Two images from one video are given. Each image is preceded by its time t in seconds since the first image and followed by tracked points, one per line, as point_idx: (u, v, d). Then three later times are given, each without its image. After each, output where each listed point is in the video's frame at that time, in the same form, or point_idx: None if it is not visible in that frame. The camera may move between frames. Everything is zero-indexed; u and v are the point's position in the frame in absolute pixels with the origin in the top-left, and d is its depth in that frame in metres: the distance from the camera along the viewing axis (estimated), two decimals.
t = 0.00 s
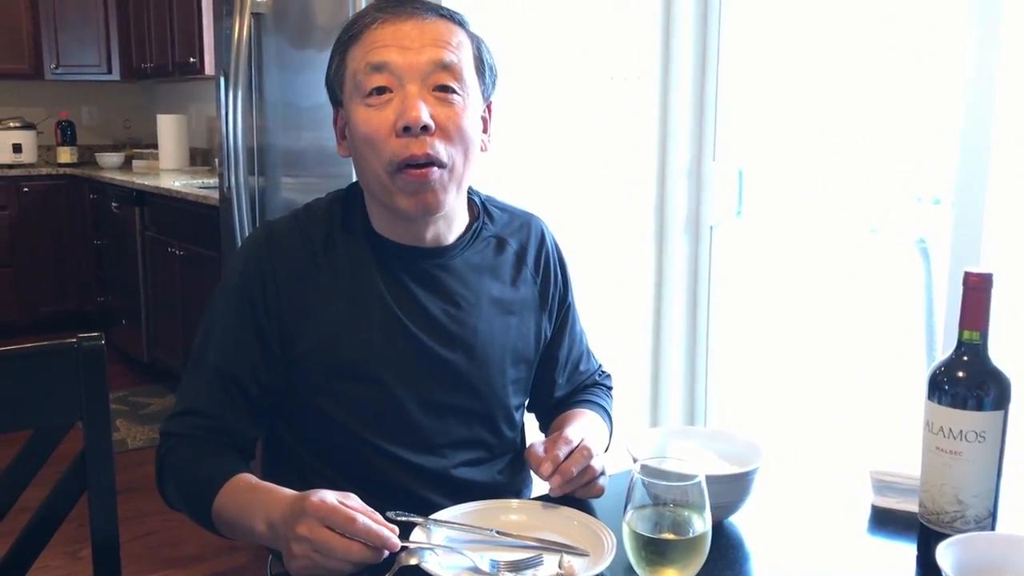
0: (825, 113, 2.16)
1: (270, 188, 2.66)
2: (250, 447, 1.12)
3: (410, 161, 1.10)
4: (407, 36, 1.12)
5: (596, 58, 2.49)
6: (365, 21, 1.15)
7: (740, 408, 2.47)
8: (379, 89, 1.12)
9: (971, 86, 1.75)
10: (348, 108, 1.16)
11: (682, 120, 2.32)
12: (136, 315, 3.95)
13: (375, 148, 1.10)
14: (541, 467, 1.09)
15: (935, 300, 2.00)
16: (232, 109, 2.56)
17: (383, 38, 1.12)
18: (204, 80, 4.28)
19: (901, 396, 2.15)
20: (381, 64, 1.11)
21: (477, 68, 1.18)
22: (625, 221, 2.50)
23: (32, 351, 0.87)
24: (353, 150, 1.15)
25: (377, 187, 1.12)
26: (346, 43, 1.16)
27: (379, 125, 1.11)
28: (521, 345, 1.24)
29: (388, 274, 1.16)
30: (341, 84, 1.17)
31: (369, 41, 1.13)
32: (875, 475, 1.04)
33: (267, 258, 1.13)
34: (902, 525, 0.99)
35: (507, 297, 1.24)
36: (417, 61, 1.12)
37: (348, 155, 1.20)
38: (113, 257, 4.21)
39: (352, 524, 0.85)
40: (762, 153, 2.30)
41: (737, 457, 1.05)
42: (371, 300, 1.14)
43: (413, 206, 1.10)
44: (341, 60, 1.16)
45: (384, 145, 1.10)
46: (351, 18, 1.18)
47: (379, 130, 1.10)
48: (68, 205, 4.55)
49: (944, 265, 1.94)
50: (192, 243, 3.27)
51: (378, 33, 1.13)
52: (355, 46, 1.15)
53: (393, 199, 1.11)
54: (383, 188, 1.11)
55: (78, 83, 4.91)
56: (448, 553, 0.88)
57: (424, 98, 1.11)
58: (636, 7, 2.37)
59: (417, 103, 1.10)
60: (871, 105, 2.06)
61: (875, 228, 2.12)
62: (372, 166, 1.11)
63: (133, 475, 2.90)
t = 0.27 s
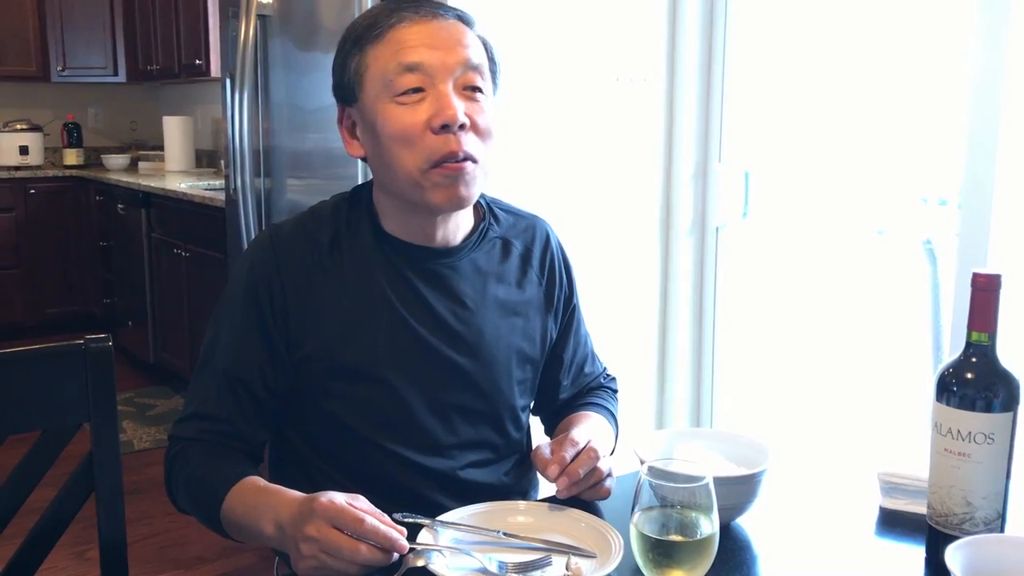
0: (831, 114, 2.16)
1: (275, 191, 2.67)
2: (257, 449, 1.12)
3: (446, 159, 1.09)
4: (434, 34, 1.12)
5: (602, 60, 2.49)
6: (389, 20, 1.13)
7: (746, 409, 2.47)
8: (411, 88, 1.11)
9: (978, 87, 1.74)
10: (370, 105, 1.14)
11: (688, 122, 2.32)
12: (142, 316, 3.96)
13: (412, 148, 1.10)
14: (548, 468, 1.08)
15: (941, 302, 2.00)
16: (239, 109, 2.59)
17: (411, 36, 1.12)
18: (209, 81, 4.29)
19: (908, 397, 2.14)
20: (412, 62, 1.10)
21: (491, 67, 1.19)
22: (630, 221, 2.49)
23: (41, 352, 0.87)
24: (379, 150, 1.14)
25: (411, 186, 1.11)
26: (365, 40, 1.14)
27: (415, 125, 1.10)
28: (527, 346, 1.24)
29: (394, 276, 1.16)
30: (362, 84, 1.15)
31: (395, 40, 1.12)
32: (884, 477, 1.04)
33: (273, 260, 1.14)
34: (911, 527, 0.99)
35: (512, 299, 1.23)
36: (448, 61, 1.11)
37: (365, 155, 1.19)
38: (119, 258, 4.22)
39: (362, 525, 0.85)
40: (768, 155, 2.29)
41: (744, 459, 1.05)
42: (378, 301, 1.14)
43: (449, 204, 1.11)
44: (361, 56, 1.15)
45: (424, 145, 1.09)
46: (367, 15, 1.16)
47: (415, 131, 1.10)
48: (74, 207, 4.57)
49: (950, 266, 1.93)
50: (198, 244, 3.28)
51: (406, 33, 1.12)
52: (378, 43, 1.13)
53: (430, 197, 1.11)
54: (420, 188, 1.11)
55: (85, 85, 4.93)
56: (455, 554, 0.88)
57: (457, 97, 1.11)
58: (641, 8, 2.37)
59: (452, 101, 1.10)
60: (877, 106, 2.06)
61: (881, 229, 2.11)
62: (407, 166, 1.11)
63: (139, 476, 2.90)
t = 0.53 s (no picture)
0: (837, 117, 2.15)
1: (280, 194, 2.67)
2: (260, 452, 1.11)
3: (470, 164, 1.10)
4: (456, 38, 1.12)
5: (607, 62, 2.49)
6: (410, 22, 1.12)
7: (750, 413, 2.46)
8: (435, 92, 1.10)
9: (985, 90, 1.74)
10: (388, 106, 1.13)
11: (693, 125, 2.32)
12: (146, 319, 3.96)
13: (437, 152, 1.10)
14: (552, 473, 1.08)
15: (947, 306, 1.99)
16: (243, 114, 2.58)
17: (433, 39, 1.11)
18: (214, 85, 4.29)
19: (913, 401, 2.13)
20: (436, 65, 1.10)
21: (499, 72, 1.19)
22: (635, 225, 2.49)
23: (43, 354, 0.87)
24: (397, 153, 1.13)
25: (433, 190, 1.11)
26: (384, 40, 1.13)
27: (439, 129, 1.10)
28: (532, 350, 1.23)
29: (399, 278, 1.15)
30: (379, 85, 1.13)
31: (417, 42, 1.11)
32: (890, 482, 1.03)
33: (277, 262, 1.13)
34: (917, 532, 0.98)
35: (517, 302, 1.23)
36: (471, 67, 1.11)
37: (377, 155, 1.17)
38: (124, 261, 4.23)
39: (366, 530, 0.85)
40: (773, 158, 2.29)
41: (749, 463, 1.04)
42: (383, 303, 1.13)
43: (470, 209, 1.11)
44: (379, 56, 1.13)
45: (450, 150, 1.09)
46: (384, 15, 1.14)
47: (440, 135, 1.09)
48: (79, 209, 4.57)
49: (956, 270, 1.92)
50: (202, 247, 3.28)
51: (430, 36, 1.11)
52: (398, 44, 1.12)
53: (453, 202, 1.11)
54: (442, 192, 1.11)
55: (90, 88, 4.93)
56: (459, 558, 0.87)
57: (478, 102, 1.11)
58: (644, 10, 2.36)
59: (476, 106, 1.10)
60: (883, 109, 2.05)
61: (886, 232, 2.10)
62: (430, 170, 1.10)
63: (143, 479, 2.90)
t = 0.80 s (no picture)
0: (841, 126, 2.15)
1: (284, 202, 2.68)
2: (264, 460, 1.11)
3: (481, 172, 1.10)
4: (467, 48, 1.12)
5: (611, 71, 2.49)
6: (421, 30, 1.12)
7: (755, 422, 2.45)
8: (447, 101, 1.10)
9: (990, 99, 1.73)
10: (398, 114, 1.12)
11: (697, 133, 2.32)
12: (150, 327, 3.96)
13: (448, 160, 1.10)
14: (556, 482, 1.07)
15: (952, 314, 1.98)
16: (248, 121, 2.62)
17: (445, 47, 1.11)
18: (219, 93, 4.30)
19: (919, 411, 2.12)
20: (449, 74, 1.10)
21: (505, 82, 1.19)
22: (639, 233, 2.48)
23: (46, 361, 0.86)
24: (407, 160, 1.12)
25: (443, 198, 1.11)
26: (396, 48, 1.12)
27: (451, 137, 1.10)
28: (538, 357, 1.23)
29: (404, 285, 1.15)
30: (389, 92, 1.13)
31: (429, 50, 1.11)
32: (896, 492, 1.02)
33: (281, 270, 1.13)
34: (924, 543, 0.97)
35: (523, 309, 1.23)
36: (482, 76, 1.12)
37: (385, 162, 1.17)
38: (128, 269, 4.23)
39: (367, 538, 0.84)
40: (778, 166, 2.28)
41: (755, 472, 1.03)
42: (388, 310, 1.13)
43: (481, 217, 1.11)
44: (390, 63, 1.13)
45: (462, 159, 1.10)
46: (394, 22, 1.14)
47: (452, 143, 1.10)
48: (84, 217, 4.58)
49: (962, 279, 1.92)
50: (207, 254, 3.28)
51: (442, 45, 1.11)
52: (409, 51, 1.12)
53: (464, 209, 1.11)
54: (453, 200, 1.11)
55: (95, 96, 4.95)
56: (462, 568, 0.87)
57: (489, 111, 1.12)
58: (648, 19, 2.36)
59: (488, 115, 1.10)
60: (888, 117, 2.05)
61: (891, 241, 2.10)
62: (441, 178, 1.10)
63: (147, 487, 2.90)
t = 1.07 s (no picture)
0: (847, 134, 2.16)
1: (288, 212, 2.70)
2: (266, 471, 1.11)
3: (485, 182, 1.10)
4: (472, 57, 1.12)
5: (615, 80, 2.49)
6: (427, 39, 1.12)
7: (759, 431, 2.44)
8: (451, 110, 1.10)
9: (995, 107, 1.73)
10: (404, 124, 1.12)
11: (701, 142, 2.31)
12: (154, 336, 3.96)
13: (453, 170, 1.10)
14: (559, 491, 1.07)
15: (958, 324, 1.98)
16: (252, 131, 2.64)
17: (450, 57, 1.11)
18: (224, 102, 4.31)
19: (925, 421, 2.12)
20: (453, 83, 1.10)
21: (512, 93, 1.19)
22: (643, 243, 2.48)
23: (47, 370, 0.86)
24: (412, 170, 1.12)
25: (447, 208, 1.11)
26: (400, 58, 1.12)
27: (456, 147, 1.09)
28: (543, 366, 1.22)
29: (408, 294, 1.15)
30: (394, 101, 1.13)
31: (434, 60, 1.11)
32: (901, 501, 1.02)
33: (285, 279, 1.13)
34: (929, 553, 0.97)
35: (527, 318, 1.22)
36: (487, 85, 1.11)
37: (390, 172, 1.17)
38: (132, 278, 4.24)
39: (370, 547, 0.84)
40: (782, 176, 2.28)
41: (760, 482, 1.03)
42: (392, 319, 1.13)
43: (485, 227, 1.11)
44: (395, 74, 1.12)
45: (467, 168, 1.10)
46: (399, 32, 1.14)
47: (457, 153, 1.09)
48: (88, 226, 4.59)
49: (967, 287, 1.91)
50: (210, 263, 3.29)
51: (447, 54, 1.11)
52: (414, 62, 1.11)
53: (468, 219, 1.11)
54: (457, 210, 1.11)
55: (100, 106, 4.97)
56: None
57: (494, 121, 1.11)
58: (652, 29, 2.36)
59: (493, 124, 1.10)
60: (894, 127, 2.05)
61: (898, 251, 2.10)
62: (446, 188, 1.10)
63: (149, 496, 2.89)
